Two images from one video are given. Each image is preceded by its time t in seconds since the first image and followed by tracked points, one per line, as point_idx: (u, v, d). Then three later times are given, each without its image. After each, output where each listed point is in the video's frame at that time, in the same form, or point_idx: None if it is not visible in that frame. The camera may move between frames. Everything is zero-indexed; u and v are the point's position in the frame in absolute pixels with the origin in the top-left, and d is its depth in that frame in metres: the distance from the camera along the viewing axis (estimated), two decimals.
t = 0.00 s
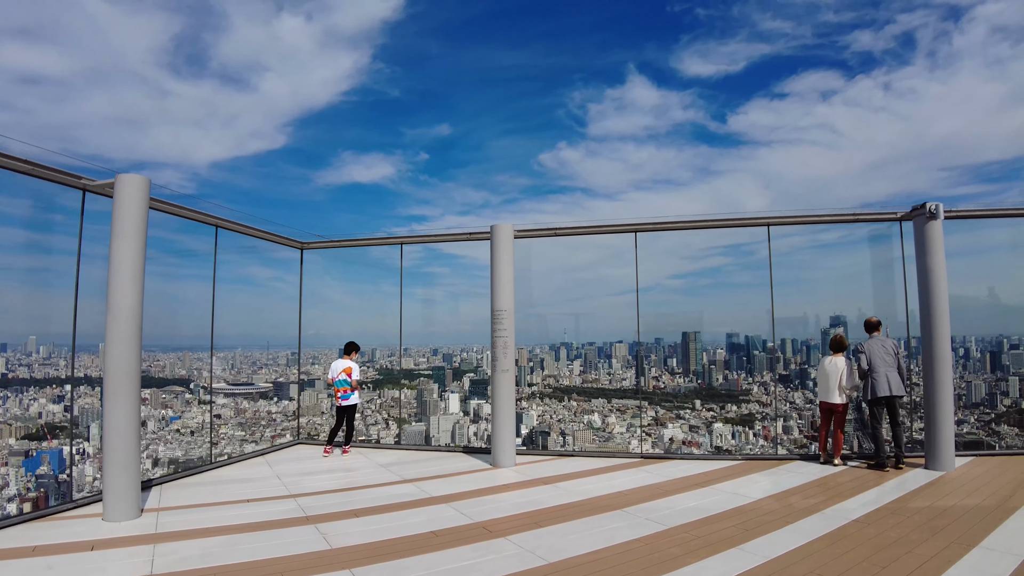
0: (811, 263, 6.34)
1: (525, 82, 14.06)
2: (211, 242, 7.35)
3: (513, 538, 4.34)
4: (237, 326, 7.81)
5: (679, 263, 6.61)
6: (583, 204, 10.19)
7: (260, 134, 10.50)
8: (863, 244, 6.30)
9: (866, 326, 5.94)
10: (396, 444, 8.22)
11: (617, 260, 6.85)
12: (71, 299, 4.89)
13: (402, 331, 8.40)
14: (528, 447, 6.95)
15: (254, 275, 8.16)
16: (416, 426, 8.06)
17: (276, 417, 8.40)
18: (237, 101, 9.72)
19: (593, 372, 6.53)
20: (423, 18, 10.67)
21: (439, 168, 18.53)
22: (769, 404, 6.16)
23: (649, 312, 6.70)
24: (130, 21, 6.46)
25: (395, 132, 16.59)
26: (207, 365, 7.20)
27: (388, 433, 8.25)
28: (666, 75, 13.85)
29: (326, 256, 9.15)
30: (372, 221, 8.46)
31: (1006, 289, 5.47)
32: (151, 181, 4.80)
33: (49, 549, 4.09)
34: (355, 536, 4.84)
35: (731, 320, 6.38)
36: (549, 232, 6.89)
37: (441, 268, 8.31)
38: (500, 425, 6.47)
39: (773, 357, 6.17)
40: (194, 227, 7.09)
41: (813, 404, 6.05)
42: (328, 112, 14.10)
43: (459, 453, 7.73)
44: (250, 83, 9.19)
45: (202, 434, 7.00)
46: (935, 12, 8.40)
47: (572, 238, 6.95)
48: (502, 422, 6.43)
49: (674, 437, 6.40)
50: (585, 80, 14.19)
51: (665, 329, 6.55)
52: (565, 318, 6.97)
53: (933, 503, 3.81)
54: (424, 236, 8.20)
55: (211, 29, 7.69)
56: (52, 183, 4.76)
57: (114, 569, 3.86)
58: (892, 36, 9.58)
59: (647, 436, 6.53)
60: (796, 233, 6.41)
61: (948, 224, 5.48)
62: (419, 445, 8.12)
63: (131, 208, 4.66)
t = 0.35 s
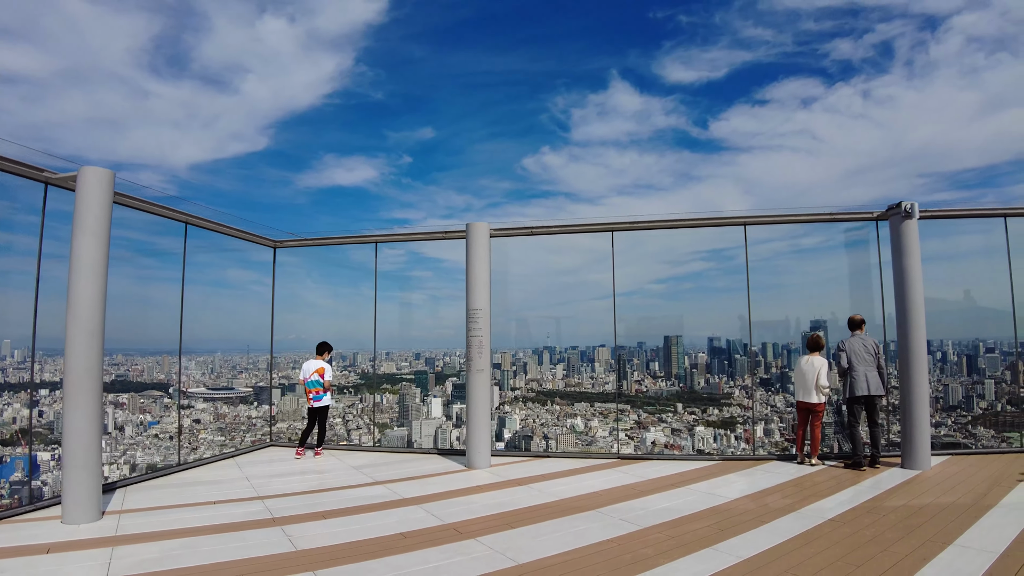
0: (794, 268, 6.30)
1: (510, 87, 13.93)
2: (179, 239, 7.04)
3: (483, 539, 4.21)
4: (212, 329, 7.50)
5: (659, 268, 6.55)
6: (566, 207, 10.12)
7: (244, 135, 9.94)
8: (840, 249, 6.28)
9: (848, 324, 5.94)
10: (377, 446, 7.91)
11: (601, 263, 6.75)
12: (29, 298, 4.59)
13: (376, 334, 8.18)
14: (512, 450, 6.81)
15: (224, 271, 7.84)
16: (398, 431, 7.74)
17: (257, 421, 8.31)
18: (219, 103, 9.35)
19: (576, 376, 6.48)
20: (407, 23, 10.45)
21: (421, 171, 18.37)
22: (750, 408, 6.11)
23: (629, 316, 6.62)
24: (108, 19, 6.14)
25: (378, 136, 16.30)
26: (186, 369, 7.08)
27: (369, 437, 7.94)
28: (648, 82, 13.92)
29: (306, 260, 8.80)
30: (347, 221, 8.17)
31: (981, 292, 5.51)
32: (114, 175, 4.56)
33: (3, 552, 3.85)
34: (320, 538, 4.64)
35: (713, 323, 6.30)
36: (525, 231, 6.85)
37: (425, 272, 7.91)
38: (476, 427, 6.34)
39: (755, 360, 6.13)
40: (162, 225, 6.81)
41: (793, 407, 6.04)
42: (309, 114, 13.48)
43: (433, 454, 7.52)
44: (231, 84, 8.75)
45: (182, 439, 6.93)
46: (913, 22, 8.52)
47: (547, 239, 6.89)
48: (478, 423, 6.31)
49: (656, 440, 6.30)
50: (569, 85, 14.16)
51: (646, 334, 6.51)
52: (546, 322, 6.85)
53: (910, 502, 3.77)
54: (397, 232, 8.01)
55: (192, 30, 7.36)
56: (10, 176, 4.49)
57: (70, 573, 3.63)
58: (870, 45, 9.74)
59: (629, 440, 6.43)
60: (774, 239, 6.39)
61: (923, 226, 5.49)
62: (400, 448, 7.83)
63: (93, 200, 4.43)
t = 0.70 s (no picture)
0: (756, 267, 6.34)
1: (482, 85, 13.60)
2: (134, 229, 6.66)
3: (443, 533, 4.10)
4: (167, 320, 7.15)
5: (629, 266, 6.52)
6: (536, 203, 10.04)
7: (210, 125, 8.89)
8: (805, 250, 6.30)
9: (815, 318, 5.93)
10: (345, 442, 7.67)
11: (570, 260, 6.74)
12: None
13: (336, 329, 7.79)
14: (483, 446, 6.66)
15: (179, 257, 7.39)
16: (365, 428, 7.47)
17: (221, 418, 8.07)
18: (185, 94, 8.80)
19: (545, 373, 6.41)
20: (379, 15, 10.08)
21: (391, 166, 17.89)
22: (716, 404, 6.13)
23: (597, 313, 6.59)
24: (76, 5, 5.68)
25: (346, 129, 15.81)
26: (150, 366, 6.78)
27: (337, 433, 7.72)
28: (619, 81, 13.96)
29: (268, 255, 8.30)
30: (314, 211, 7.82)
31: (939, 290, 5.66)
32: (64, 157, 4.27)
33: None
34: (274, 533, 4.44)
35: (679, 320, 6.31)
36: (491, 222, 6.70)
37: (397, 267, 7.52)
38: (438, 420, 6.26)
39: (721, 358, 6.17)
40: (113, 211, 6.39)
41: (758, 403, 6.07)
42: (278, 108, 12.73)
43: (393, 449, 7.33)
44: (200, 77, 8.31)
45: (144, 437, 6.65)
46: (878, 28, 8.71)
47: (512, 230, 6.78)
48: (440, 417, 6.21)
49: (623, 436, 6.31)
50: (541, 83, 14.07)
51: (614, 331, 6.47)
52: (516, 319, 6.71)
53: (872, 492, 3.82)
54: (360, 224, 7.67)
55: (158, 18, 6.94)
56: None
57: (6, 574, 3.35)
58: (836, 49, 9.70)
59: (597, 435, 6.41)
60: (739, 238, 6.41)
61: (885, 226, 5.58)
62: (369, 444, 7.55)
63: (42, 181, 4.13)
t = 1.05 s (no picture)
0: (698, 266, 6.36)
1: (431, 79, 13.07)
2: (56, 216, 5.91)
3: (380, 537, 3.84)
4: (91, 310, 6.44)
5: (575, 263, 6.44)
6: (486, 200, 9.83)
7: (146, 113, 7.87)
8: (745, 250, 6.37)
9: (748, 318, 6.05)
10: (286, 442, 6.99)
11: (517, 257, 6.55)
12: None
13: (274, 324, 7.18)
14: (427, 445, 6.38)
15: (112, 249, 6.78)
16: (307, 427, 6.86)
17: (159, 416, 7.44)
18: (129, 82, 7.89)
19: (492, 369, 6.24)
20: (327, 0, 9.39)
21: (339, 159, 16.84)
22: (657, 399, 6.15)
23: (543, 309, 6.46)
24: None
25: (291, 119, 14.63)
26: (81, 361, 6.16)
27: (278, 434, 7.04)
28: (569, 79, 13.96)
29: (212, 246, 7.56)
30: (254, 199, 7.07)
31: (872, 291, 5.90)
32: None
33: None
34: (202, 539, 4.01)
35: (624, 317, 6.31)
36: (435, 216, 6.45)
37: (342, 261, 6.92)
38: (378, 419, 5.95)
39: (662, 354, 6.18)
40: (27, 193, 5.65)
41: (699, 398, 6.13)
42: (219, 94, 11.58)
43: (332, 450, 6.75)
44: (137, 60, 7.37)
45: (74, 437, 6.00)
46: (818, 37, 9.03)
47: (456, 224, 6.56)
48: (380, 416, 5.93)
49: (569, 431, 6.21)
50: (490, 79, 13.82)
51: (560, 327, 6.38)
52: (462, 315, 6.51)
53: (807, 488, 3.87)
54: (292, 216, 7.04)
55: None
56: None
57: None
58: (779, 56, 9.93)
59: (543, 431, 6.27)
60: (681, 237, 6.42)
61: (823, 227, 5.73)
62: (312, 445, 6.91)
63: None
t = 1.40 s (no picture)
0: (651, 266, 6.38)
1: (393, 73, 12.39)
2: None
3: (330, 547, 3.62)
4: (30, 306, 6.02)
5: (534, 262, 6.34)
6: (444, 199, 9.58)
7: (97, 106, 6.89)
8: (699, 250, 6.41)
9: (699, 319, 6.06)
10: (238, 446, 6.60)
11: (477, 256, 6.40)
12: None
13: (217, 323, 6.75)
14: (384, 447, 6.21)
15: (57, 243, 6.39)
16: (260, 427, 6.50)
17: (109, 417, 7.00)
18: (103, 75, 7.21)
19: (449, 367, 6.06)
20: None
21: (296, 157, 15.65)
22: (613, 397, 6.12)
23: (500, 307, 6.35)
24: None
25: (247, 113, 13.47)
26: (21, 360, 5.81)
27: (230, 435, 6.62)
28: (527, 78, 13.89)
29: (164, 239, 6.97)
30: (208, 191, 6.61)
31: (823, 292, 6.07)
32: None
33: None
34: (140, 553, 3.67)
35: (582, 315, 6.26)
36: (388, 212, 6.21)
37: (296, 258, 6.44)
38: (330, 423, 5.68)
39: (618, 352, 6.14)
40: None
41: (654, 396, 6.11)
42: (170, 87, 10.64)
43: (283, 454, 6.43)
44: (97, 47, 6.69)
45: (14, 439, 5.65)
46: (771, 44, 9.28)
47: (410, 221, 6.33)
48: (331, 418, 5.66)
49: (526, 429, 6.11)
50: (448, 77, 13.38)
51: (518, 325, 6.29)
52: (420, 313, 6.33)
53: (763, 489, 3.90)
54: (243, 208, 6.69)
55: None
56: None
57: None
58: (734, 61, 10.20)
59: (500, 429, 6.15)
60: (636, 238, 6.44)
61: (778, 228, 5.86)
62: (266, 447, 6.56)
63: None
